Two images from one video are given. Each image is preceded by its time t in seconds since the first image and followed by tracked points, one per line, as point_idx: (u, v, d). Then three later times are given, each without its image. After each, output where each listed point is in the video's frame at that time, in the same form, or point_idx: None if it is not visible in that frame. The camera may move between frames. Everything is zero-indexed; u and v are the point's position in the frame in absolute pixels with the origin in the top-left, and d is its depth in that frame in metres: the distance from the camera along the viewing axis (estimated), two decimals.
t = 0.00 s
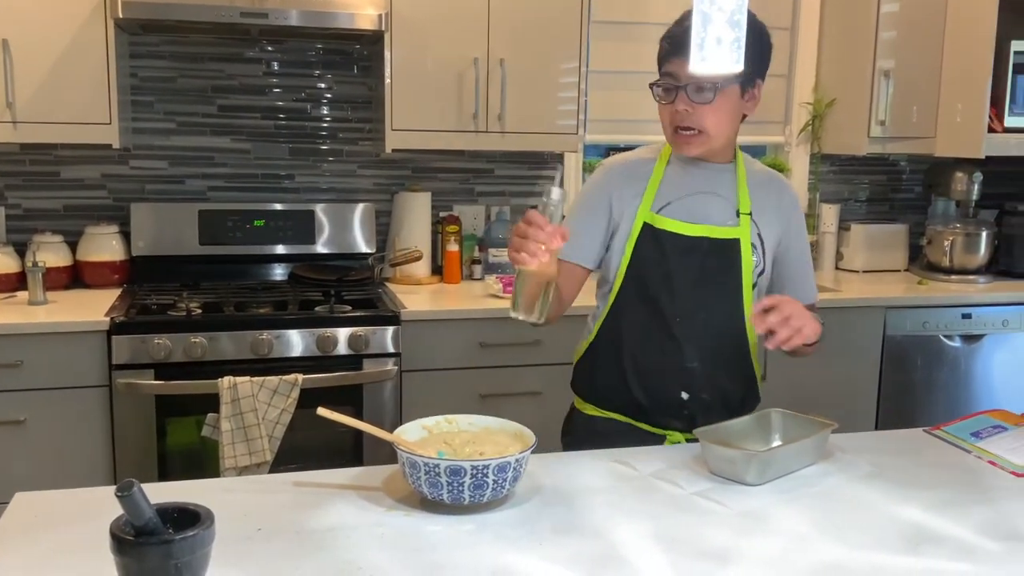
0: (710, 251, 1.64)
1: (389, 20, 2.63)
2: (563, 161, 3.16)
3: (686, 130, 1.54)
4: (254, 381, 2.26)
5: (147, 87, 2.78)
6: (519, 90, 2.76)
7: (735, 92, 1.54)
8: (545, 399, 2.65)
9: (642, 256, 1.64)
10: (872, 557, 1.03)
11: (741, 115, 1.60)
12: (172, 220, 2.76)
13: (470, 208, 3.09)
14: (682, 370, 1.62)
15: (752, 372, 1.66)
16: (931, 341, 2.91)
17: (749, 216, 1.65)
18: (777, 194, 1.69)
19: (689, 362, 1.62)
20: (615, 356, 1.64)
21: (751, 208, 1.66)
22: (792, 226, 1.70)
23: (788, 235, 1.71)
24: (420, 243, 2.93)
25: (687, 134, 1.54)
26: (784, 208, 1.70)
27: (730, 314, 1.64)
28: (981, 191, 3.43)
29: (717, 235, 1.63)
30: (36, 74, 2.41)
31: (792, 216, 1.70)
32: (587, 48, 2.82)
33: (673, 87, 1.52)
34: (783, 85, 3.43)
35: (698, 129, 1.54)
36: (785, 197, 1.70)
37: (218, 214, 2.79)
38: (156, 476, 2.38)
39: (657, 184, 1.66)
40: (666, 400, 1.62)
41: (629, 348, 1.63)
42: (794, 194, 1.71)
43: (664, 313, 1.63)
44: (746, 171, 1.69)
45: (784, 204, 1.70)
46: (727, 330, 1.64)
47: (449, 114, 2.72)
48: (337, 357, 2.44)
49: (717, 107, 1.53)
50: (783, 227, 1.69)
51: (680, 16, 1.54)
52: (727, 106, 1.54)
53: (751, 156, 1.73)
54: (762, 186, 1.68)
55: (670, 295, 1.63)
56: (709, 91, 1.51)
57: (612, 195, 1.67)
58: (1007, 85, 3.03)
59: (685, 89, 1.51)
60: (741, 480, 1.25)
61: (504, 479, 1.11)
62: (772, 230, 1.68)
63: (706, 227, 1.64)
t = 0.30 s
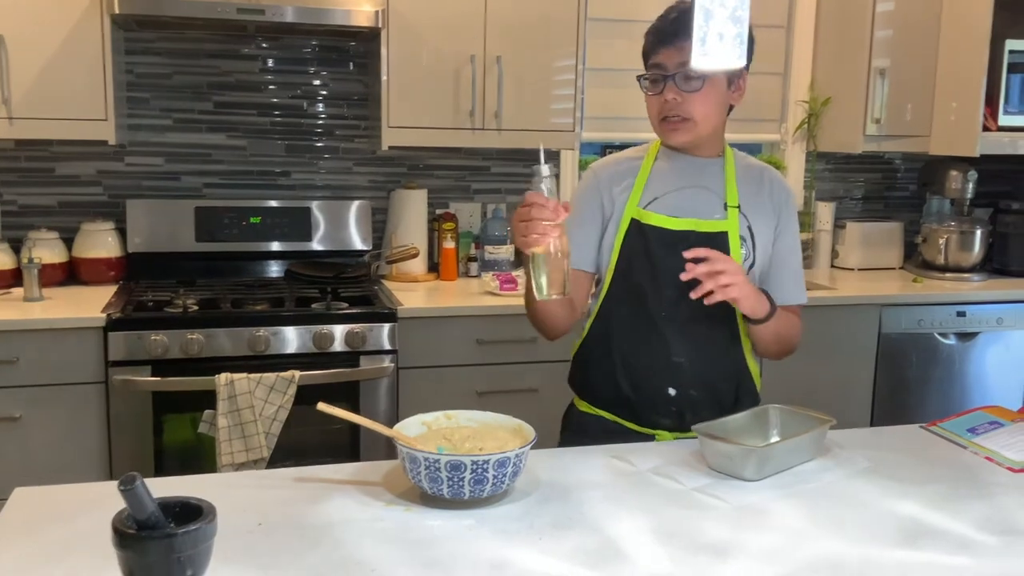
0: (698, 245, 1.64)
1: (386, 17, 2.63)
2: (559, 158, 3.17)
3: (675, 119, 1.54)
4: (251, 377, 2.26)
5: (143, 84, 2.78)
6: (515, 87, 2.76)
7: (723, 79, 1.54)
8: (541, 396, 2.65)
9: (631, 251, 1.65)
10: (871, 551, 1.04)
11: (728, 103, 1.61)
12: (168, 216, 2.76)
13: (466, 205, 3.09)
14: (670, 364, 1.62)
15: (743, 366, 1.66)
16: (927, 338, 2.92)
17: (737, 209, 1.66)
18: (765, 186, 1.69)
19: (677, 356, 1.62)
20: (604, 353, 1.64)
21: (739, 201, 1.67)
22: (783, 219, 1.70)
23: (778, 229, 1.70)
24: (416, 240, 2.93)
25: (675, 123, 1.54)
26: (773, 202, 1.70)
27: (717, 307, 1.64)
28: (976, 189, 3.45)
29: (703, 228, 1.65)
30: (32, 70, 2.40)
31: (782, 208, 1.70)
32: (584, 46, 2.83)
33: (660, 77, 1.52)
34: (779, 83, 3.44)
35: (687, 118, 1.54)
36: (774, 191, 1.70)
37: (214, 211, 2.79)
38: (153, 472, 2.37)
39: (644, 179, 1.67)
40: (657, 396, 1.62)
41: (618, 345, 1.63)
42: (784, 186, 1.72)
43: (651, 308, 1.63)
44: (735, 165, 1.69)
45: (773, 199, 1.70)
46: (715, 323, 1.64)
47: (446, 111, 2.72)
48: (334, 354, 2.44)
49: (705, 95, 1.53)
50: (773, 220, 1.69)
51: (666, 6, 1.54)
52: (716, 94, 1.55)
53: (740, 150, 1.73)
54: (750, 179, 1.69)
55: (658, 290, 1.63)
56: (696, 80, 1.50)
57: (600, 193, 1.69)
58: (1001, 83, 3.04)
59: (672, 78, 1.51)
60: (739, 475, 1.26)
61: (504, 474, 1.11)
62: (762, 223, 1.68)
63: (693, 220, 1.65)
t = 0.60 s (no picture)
0: (706, 239, 1.63)
1: (395, 10, 2.63)
2: (567, 152, 3.16)
3: (681, 120, 1.54)
4: (261, 368, 2.26)
5: (152, 76, 2.78)
6: (524, 80, 2.76)
7: (728, 79, 1.54)
8: (549, 389, 2.66)
9: (638, 247, 1.64)
10: (887, 543, 1.04)
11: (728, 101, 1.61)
12: (177, 208, 2.76)
13: (473, 199, 3.09)
14: (683, 361, 1.61)
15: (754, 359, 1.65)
16: (935, 334, 2.92)
17: (742, 202, 1.66)
18: (769, 177, 1.70)
19: (690, 352, 1.61)
20: (615, 351, 1.63)
21: (744, 193, 1.67)
22: (785, 210, 1.71)
23: (782, 219, 1.71)
24: (424, 233, 2.93)
25: (681, 124, 1.54)
26: (777, 193, 1.71)
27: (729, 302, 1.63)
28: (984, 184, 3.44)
29: (712, 222, 1.63)
30: (42, 61, 2.41)
31: (784, 199, 1.71)
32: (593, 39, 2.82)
33: (665, 78, 1.52)
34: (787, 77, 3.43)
35: (693, 119, 1.54)
36: (777, 182, 1.71)
37: (223, 203, 2.79)
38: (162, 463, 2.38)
39: (647, 174, 1.67)
40: (669, 393, 1.61)
41: (629, 342, 1.62)
42: (786, 177, 1.72)
43: (663, 304, 1.61)
44: (737, 156, 1.69)
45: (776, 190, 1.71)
46: (727, 318, 1.63)
47: (455, 104, 2.72)
48: (343, 346, 2.44)
49: (711, 96, 1.53)
50: (776, 211, 1.70)
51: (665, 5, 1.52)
52: (721, 94, 1.55)
53: (740, 143, 1.74)
54: (754, 170, 1.69)
55: (668, 287, 1.62)
56: (704, 81, 1.51)
57: (603, 189, 1.68)
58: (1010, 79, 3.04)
59: (679, 80, 1.51)
60: (753, 468, 1.26)
61: (521, 465, 1.12)
62: (766, 215, 1.69)
63: (700, 214, 1.64)
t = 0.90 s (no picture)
0: (696, 241, 1.63)
1: (374, 6, 2.61)
2: (546, 150, 3.15)
3: (670, 126, 1.52)
4: (242, 369, 2.23)
5: (128, 71, 2.73)
6: (506, 77, 2.75)
7: (715, 87, 1.54)
8: (531, 388, 2.65)
9: (628, 250, 1.63)
10: (885, 543, 1.04)
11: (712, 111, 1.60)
12: (154, 206, 2.72)
13: (454, 197, 3.07)
14: (676, 363, 1.60)
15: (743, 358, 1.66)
16: (911, 331, 2.95)
17: (727, 203, 1.67)
18: (752, 177, 1.71)
19: (683, 355, 1.60)
20: (607, 353, 1.62)
21: (729, 194, 1.68)
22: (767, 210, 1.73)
23: (765, 219, 1.72)
24: (405, 232, 2.91)
25: (669, 130, 1.52)
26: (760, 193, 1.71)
27: (720, 303, 1.63)
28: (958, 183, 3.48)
29: (700, 224, 1.64)
30: (14, 56, 2.35)
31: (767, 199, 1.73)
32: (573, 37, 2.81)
33: (654, 83, 1.50)
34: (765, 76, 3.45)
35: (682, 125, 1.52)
36: (760, 182, 1.72)
37: (201, 201, 2.75)
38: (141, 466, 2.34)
39: (633, 177, 1.66)
40: (662, 394, 1.60)
41: (621, 345, 1.61)
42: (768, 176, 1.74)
43: (655, 306, 1.60)
44: (720, 157, 1.70)
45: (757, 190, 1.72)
46: (718, 320, 1.63)
47: (436, 101, 2.70)
48: (325, 346, 2.42)
49: (701, 103, 1.51)
50: (761, 211, 1.71)
51: (651, 10, 1.51)
52: (709, 102, 1.54)
53: (720, 142, 1.75)
54: (738, 171, 1.70)
55: (660, 289, 1.61)
56: (694, 86, 1.49)
57: (590, 192, 1.66)
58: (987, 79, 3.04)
59: (669, 85, 1.49)
60: (748, 467, 1.26)
61: (518, 467, 1.11)
62: (750, 215, 1.70)
63: (688, 216, 1.64)
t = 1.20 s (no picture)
0: (654, 232, 1.62)
1: None
2: (494, 143, 3.12)
3: (636, 124, 1.51)
4: (185, 369, 2.14)
5: (59, 63, 2.62)
6: (454, 69, 2.71)
7: (681, 83, 1.54)
8: (484, 383, 2.63)
9: (587, 240, 1.61)
10: (855, 533, 1.05)
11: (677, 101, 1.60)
12: (89, 202, 2.62)
13: (401, 191, 3.02)
14: (632, 353, 1.59)
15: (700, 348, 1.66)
16: (852, 318, 2.99)
17: (686, 193, 1.65)
18: (711, 169, 1.69)
19: (638, 345, 1.59)
20: (564, 345, 1.60)
21: (688, 186, 1.66)
22: (727, 200, 1.71)
23: (724, 210, 1.71)
24: (353, 227, 2.85)
25: (636, 128, 1.53)
26: (719, 183, 1.70)
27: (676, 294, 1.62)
28: (896, 174, 3.55)
29: (658, 216, 1.63)
30: None
31: (726, 189, 1.71)
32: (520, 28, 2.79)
33: (620, 81, 1.50)
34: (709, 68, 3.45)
35: (648, 123, 1.52)
36: (719, 171, 1.70)
37: (139, 196, 2.66)
38: (81, 474, 2.24)
39: (593, 168, 1.64)
40: (619, 384, 1.60)
41: (579, 337, 1.59)
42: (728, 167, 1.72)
43: (612, 296, 1.59)
44: (680, 149, 1.68)
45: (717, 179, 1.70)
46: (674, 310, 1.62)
47: (382, 93, 2.65)
48: (272, 344, 2.35)
49: (667, 100, 1.51)
50: (719, 203, 1.70)
51: (615, 6, 1.49)
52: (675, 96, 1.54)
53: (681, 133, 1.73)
54: (698, 163, 1.68)
55: (619, 281, 1.59)
56: (661, 86, 1.49)
57: (549, 182, 1.64)
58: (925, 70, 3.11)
59: (635, 84, 1.49)
60: (713, 461, 1.26)
61: (486, 467, 1.09)
62: (709, 207, 1.68)
63: (646, 208, 1.63)
